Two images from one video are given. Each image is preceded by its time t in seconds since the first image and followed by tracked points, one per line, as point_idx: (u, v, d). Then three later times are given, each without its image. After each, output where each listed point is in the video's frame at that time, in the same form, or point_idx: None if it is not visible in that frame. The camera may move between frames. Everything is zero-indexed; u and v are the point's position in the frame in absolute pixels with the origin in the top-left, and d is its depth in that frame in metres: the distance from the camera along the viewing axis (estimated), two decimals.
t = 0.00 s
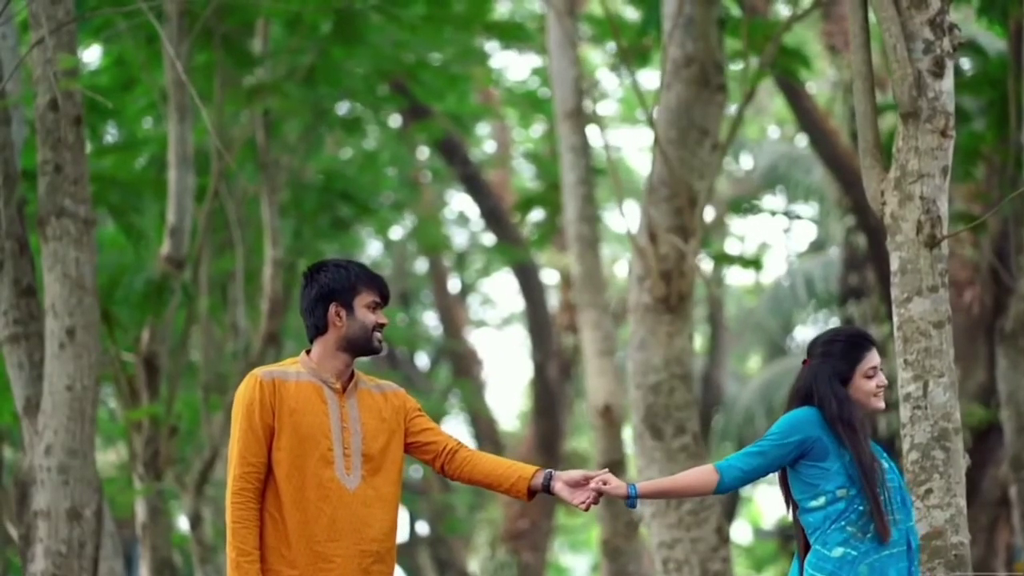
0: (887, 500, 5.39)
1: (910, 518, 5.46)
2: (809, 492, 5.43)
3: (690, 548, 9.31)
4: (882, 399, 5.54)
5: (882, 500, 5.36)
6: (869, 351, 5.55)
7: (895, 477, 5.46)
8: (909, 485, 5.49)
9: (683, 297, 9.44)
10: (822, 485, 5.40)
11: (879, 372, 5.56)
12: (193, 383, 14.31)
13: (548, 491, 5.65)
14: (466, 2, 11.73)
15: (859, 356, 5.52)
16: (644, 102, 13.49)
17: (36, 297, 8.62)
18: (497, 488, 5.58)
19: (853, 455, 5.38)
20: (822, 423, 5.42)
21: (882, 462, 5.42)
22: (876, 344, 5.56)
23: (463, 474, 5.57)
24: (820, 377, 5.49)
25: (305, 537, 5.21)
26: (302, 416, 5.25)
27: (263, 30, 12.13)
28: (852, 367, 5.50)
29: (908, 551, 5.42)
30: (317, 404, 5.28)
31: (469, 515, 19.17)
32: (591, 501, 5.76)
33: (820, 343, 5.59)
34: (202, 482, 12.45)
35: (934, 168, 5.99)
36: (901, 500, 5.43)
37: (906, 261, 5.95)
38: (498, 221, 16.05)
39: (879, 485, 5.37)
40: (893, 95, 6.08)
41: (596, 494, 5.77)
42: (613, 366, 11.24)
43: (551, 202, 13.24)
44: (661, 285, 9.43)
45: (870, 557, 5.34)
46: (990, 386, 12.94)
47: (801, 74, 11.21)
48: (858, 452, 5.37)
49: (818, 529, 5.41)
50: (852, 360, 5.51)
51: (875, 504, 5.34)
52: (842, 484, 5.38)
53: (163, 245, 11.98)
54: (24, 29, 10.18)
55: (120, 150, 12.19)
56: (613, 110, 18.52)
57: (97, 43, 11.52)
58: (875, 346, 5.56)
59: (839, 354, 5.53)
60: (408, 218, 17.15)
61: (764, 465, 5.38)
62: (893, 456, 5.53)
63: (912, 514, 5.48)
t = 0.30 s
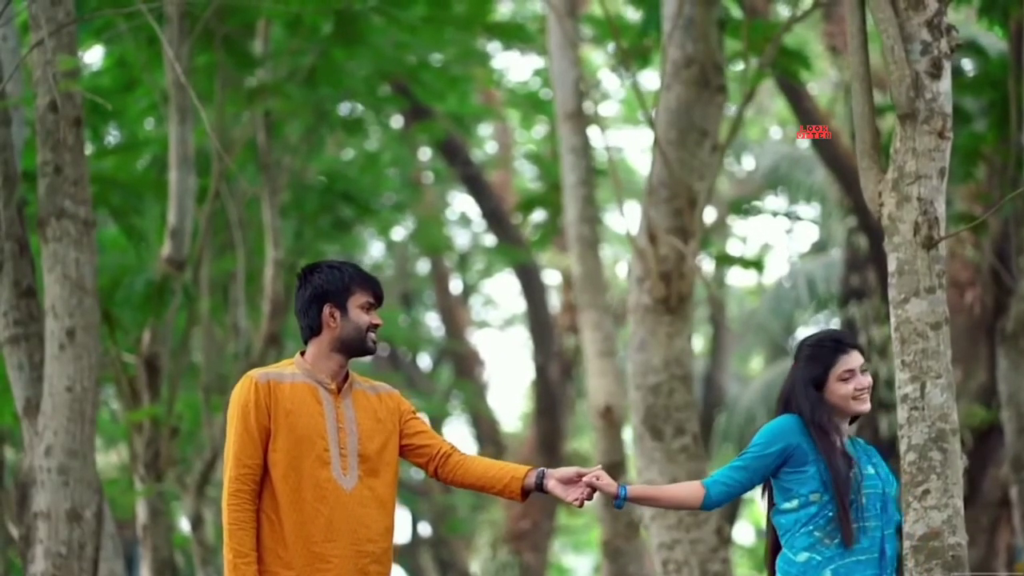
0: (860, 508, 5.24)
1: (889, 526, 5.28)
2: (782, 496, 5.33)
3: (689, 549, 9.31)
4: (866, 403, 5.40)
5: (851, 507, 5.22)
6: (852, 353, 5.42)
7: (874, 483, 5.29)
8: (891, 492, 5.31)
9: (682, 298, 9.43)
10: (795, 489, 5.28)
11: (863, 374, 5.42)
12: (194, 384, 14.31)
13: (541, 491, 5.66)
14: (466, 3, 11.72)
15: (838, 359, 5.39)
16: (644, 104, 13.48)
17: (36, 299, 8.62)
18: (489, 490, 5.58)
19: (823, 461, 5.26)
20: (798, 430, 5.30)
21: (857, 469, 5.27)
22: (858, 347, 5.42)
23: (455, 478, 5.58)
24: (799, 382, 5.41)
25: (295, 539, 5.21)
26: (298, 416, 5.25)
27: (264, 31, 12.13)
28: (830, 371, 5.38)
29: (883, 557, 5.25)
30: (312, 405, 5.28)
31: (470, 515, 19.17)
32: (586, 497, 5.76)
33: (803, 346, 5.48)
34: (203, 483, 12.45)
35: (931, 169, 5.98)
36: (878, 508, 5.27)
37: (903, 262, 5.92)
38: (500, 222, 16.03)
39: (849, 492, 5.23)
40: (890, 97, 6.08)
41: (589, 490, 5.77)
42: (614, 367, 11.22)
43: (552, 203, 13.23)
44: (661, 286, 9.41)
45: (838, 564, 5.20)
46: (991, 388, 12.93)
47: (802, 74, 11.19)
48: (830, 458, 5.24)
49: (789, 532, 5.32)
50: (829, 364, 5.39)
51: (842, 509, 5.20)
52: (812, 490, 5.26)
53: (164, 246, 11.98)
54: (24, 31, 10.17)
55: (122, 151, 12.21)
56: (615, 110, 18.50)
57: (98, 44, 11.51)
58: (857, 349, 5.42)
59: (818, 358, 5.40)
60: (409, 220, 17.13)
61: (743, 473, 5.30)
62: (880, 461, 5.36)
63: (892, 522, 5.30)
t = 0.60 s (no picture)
0: (829, 511, 5.10)
1: (864, 530, 5.12)
2: (757, 494, 5.24)
3: (689, 549, 9.31)
4: (843, 403, 5.24)
5: (815, 510, 5.10)
6: (828, 353, 5.26)
7: (849, 487, 5.12)
8: (871, 496, 5.13)
9: (682, 300, 9.43)
10: (766, 490, 5.18)
11: (838, 374, 5.26)
12: (194, 385, 14.32)
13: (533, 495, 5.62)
14: (467, 5, 11.72)
15: (810, 358, 5.24)
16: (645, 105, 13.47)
17: (36, 300, 8.63)
18: (481, 495, 5.59)
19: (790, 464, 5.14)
20: (767, 433, 5.20)
21: (829, 472, 5.12)
22: (834, 346, 5.26)
23: (448, 483, 5.59)
24: (776, 383, 5.30)
25: (294, 540, 5.22)
26: (294, 417, 5.26)
27: (264, 32, 12.15)
28: (799, 371, 5.24)
29: (851, 560, 5.12)
30: (309, 406, 5.29)
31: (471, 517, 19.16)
32: (576, 502, 5.72)
33: (786, 345, 5.36)
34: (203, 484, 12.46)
35: (927, 170, 5.97)
36: (850, 512, 5.11)
37: (901, 264, 5.91)
38: (500, 223, 16.00)
39: (815, 496, 5.10)
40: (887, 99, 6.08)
41: (579, 496, 5.73)
42: (614, 369, 11.21)
43: (552, 204, 13.22)
44: (661, 287, 9.41)
45: (799, 567, 5.10)
46: (992, 389, 12.91)
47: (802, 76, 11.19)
48: (795, 462, 5.12)
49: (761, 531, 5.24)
50: (799, 364, 5.25)
51: (803, 511, 5.08)
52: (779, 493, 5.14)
53: (164, 247, 11.99)
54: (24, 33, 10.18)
55: (122, 152, 12.22)
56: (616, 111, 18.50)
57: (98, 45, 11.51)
58: (832, 348, 5.26)
59: (796, 360, 5.27)
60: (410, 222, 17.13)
61: (717, 477, 5.22)
62: (862, 462, 5.19)
63: (868, 527, 5.14)
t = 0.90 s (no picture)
0: (801, 510, 5.01)
1: (840, 530, 5.00)
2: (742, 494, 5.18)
3: (689, 550, 9.32)
4: (818, 401, 5.14)
5: (785, 509, 5.01)
6: (809, 351, 5.18)
7: (825, 486, 5.01)
8: (850, 495, 5.00)
9: (683, 301, 9.43)
10: (745, 489, 5.13)
11: (817, 373, 5.17)
12: (195, 386, 14.33)
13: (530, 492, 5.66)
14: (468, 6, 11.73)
15: (788, 357, 5.18)
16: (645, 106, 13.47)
17: (38, 301, 8.65)
18: (479, 495, 5.62)
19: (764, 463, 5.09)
20: (745, 433, 5.16)
21: (802, 471, 5.03)
22: (813, 345, 5.17)
23: (445, 483, 5.61)
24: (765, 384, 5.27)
25: (294, 542, 5.23)
26: (294, 418, 5.27)
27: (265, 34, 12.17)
28: (776, 369, 5.19)
29: (824, 560, 5.00)
30: (308, 407, 5.30)
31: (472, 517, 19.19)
32: (575, 496, 5.77)
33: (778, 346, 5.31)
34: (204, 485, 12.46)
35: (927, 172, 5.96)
36: (824, 512, 5.00)
37: (900, 265, 5.92)
38: (501, 224, 15.99)
39: (785, 495, 5.02)
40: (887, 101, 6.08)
41: (577, 490, 5.77)
42: (615, 370, 11.20)
43: (553, 206, 13.21)
44: (661, 288, 9.40)
45: (768, 565, 5.03)
46: (992, 390, 12.92)
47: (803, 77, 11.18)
48: (768, 460, 5.07)
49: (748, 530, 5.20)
50: (778, 361, 5.20)
51: (770, 510, 5.02)
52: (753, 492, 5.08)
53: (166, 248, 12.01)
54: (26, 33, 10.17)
55: (123, 154, 12.23)
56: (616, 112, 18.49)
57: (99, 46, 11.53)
58: (811, 347, 5.17)
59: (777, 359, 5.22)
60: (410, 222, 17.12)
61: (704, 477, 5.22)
62: (846, 461, 5.06)
63: (846, 527, 5.00)
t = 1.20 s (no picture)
0: (768, 509, 5.10)
1: (807, 528, 5.05)
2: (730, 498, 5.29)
3: (691, 551, 9.34)
4: (785, 401, 5.22)
5: (750, 508, 5.12)
6: (784, 352, 5.27)
7: (793, 485, 5.09)
8: (819, 493, 5.05)
9: (685, 302, 9.44)
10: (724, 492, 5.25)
11: (789, 373, 5.25)
12: (198, 386, 14.35)
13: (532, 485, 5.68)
14: (470, 8, 11.74)
15: (765, 357, 5.30)
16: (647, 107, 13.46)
17: (41, 302, 8.65)
18: (481, 492, 5.63)
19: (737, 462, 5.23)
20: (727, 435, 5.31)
21: (769, 471, 5.13)
22: (785, 345, 5.26)
23: (446, 483, 5.63)
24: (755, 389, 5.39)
25: (296, 544, 5.25)
26: (295, 421, 5.29)
27: (268, 35, 12.18)
28: (756, 372, 5.32)
29: (789, 558, 5.05)
30: (309, 409, 5.32)
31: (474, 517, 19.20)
32: (578, 487, 5.76)
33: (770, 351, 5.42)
34: (206, 486, 12.47)
35: (929, 175, 5.94)
36: (789, 510, 5.07)
37: (901, 267, 5.93)
38: (503, 224, 16.00)
39: (750, 493, 5.14)
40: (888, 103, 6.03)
41: (582, 481, 5.77)
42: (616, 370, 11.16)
43: (555, 207, 13.21)
44: (663, 289, 9.40)
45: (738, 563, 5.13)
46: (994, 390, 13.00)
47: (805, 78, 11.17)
48: (739, 459, 5.21)
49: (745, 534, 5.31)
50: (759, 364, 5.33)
51: (736, 510, 5.13)
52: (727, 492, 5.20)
53: (168, 249, 12.03)
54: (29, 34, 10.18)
55: (125, 155, 12.24)
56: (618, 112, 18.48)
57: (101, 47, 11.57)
58: (784, 347, 5.26)
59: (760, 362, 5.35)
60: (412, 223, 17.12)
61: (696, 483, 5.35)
62: (818, 460, 5.12)
63: (817, 527, 5.05)
